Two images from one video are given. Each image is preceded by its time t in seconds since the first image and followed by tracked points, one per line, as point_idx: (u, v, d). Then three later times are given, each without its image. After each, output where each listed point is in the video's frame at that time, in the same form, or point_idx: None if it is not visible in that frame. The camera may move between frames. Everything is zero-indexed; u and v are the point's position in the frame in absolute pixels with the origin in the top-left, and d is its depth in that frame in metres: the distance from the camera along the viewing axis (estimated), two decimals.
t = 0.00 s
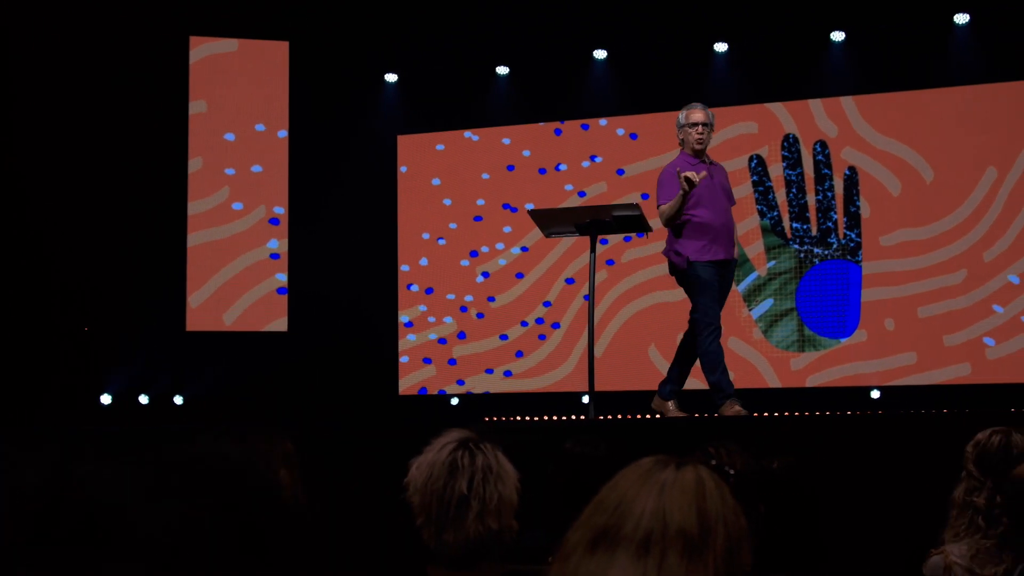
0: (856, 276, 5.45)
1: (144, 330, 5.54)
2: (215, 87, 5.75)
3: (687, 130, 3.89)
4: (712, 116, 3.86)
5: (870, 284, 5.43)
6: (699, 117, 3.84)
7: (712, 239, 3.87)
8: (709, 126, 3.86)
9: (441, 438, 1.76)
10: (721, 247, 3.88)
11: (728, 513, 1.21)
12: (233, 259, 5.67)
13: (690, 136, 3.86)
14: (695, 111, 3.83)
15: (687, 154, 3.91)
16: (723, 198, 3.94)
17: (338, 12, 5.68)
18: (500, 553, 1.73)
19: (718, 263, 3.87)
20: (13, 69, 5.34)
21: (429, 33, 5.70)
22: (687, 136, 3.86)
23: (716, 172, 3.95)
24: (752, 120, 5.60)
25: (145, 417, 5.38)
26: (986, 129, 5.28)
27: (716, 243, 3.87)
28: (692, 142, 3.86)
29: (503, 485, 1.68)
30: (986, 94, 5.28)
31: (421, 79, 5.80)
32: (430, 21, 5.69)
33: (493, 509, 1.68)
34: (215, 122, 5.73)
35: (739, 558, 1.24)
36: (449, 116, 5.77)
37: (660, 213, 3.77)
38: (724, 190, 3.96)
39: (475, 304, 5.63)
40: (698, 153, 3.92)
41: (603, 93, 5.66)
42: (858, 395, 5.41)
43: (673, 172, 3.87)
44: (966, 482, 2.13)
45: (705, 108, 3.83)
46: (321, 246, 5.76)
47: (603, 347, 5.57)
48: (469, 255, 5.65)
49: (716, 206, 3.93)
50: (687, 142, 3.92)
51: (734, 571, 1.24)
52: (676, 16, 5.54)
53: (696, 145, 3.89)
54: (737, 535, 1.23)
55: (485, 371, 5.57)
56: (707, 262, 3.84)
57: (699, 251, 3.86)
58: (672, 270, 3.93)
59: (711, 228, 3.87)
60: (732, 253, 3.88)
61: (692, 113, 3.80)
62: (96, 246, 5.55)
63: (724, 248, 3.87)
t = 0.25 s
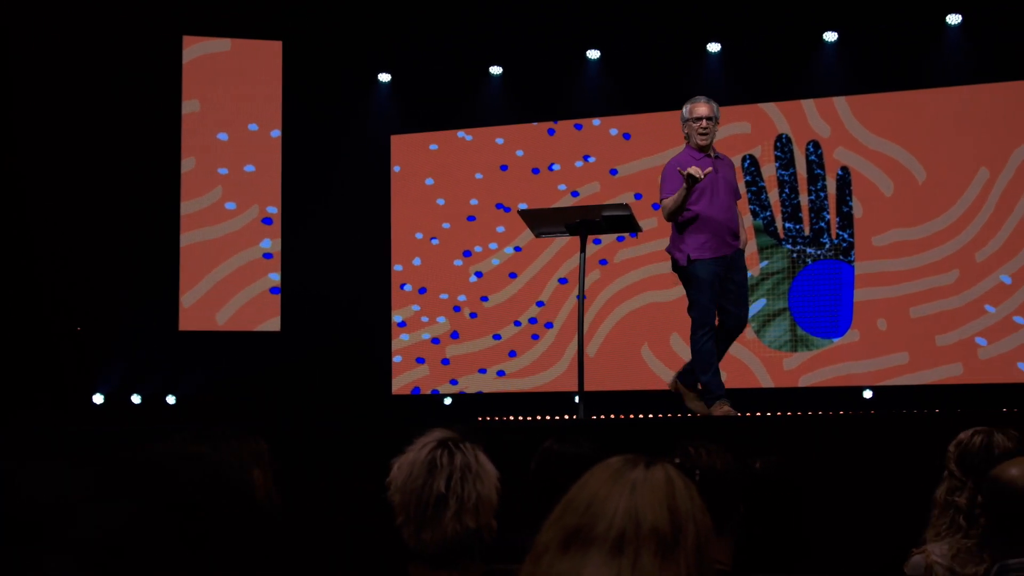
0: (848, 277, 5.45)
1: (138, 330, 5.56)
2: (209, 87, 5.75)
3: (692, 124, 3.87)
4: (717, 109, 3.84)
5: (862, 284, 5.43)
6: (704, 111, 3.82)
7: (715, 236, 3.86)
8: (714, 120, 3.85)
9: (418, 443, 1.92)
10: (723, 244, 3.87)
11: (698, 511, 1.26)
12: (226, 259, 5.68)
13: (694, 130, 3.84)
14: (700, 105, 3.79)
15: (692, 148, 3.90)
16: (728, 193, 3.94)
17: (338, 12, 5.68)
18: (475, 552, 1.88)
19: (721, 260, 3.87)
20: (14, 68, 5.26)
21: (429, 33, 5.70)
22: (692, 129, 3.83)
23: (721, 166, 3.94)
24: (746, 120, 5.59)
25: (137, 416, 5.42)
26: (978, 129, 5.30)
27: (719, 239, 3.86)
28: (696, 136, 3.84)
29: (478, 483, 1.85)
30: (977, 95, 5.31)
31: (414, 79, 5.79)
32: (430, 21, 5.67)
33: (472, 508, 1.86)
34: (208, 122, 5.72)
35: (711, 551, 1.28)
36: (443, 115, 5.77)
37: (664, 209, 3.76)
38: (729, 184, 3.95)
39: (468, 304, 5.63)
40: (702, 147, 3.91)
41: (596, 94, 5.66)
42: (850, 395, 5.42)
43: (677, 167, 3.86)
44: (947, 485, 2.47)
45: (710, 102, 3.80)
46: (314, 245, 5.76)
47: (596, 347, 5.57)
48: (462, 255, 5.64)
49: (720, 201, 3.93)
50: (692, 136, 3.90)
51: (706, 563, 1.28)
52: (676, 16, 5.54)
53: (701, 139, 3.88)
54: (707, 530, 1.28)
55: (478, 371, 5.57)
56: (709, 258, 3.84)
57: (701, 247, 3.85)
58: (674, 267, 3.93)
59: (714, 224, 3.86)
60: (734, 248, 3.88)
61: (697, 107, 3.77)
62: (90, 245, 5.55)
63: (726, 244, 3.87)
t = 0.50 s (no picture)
0: (838, 277, 5.47)
1: (127, 331, 5.55)
2: (198, 86, 5.73)
3: (694, 121, 3.90)
4: (720, 108, 3.86)
5: (853, 284, 5.45)
6: (706, 109, 3.84)
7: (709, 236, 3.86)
8: (717, 118, 3.87)
9: (397, 443, 1.94)
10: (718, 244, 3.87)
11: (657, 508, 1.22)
12: (216, 259, 5.66)
13: (696, 128, 3.88)
14: (702, 102, 3.82)
15: (693, 146, 3.94)
16: (727, 193, 3.95)
17: (339, 12, 5.68)
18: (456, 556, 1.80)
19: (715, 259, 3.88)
20: (14, 69, 5.39)
21: (429, 33, 5.70)
22: (693, 127, 3.87)
23: (723, 165, 3.96)
24: (735, 121, 5.62)
25: (128, 416, 5.42)
26: (967, 130, 5.31)
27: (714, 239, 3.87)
28: (698, 133, 3.87)
29: (456, 482, 1.86)
30: (966, 96, 5.32)
31: (406, 80, 5.80)
32: (430, 20, 5.68)
33: (447, 507, 1.82)
34: (198, 122, 5.71)
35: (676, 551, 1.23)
36: (434, 115, 5.77)
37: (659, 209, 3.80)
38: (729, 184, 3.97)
39: (459, 304, 5.63)
40: (704, 145, 3.94)
41: (587, 94, 5.66)
42: (840, 395, 5.45)
43: (677, 165, 3.89)
44: (925, 486, 2.43)
45: (713, 100, 3.81)
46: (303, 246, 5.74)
47: (587, 347, 5.58)
48: (453, 255, 5.64)
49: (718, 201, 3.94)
50: (694, 134, 3.93)
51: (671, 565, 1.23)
52: (676, 16, 5.54)
53: (703, 138, 3.90)
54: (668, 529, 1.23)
55: (469, 371, 5.57)
56: (703, 257, 3.86)
57: (696, 247, 3.87)
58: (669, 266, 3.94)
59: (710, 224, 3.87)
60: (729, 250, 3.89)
61: (698, 105, 3.80)
62: (80, 246, 5.56)
63: (721, 244, 3.88)
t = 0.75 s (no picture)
0: (824, 278, 5.50)
1: (114, 331, 5.54)
2: (185, 87, 5.71)
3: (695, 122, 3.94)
4: (720, 109, 3.89)
5: (838, 285, 5.48)
6: (707, 110, 3.88)
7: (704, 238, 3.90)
8: (717, 119, 3.90)
9: (372, 445, 1.94)
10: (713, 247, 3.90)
11: (612, 505, 1.34)
12: (202, 259, 5.64)
13: (696, 128, 3.92)
14: (703, 103, 3.86)
15: (693, 147, 3.98)
16: (727, 195, 3.98)
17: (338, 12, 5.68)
18: (433, 556, 1.81)
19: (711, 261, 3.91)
20: (14, 69, 5.31)
21: (428, 33, 5.71)
22: (694, 128, 3.91)
23: (723, 167, 4.00)
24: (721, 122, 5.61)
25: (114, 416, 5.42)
26: (951, 132, 5.35)
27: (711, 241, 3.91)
28: (698, 135, 3.91)
29: (430, 484, 1.86)
30: (951, 98, 5.36)
31: (392, 81, 5.77)
32: (430, 21, 5.68)
33: (421, 507, 1.83)
34: (185, 122, 5.68)
35: (628, 547, 1.36)
36: (421, 115, 5.76)
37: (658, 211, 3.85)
38: (729, 185, 4.00)
39: (446, 304, 5.63)
40: (705, 146, 3.98)
41: (574, 95, 5.66)
42: (826, 395, 5.47)
43: (677, 166, 3.93)
44: (900, 485, 2.46)
45: (713, 101, 3.85)
46: (289, 246, 5.71)
47: (573, 347, 5.59)
48: (440, 255, 5.64)
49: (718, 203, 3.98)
50: (694, 135, 3.97)
51: (623, 559, 1.36)
52: (677, 16, 5.55)
53: (704, 139, 3.94)
54: (622, 526, 1.36)
55: (455, 371, 5.56)
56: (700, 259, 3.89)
57: (692, 248, 3.90)
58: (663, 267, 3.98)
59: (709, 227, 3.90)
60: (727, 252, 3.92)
61: (699, 106, 3.84)
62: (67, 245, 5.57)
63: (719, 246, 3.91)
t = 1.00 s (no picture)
0: (807, 279, 5.53)
1: (95, 332, 5.50)
2: (168, 87, 5.68)
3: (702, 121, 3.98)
4: (728, 109, 3.94)
5: (821, 286, 5.50)
6: (714, 109, 3.92)
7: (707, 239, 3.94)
8: (725, 119, 3.94)
9: (347, 444, 2.04)
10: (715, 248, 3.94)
11: (568, 505, 1.46)
12: (185, 259, 5.62)
13: (703, 128, 3.96)
14: (710, 103, 3.90)
15: (700, 146, 4.03)
16: (730, 194, 4.03)
17: (339, 12, 5.65)
18: (402, 552, 1.96)
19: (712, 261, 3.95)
20: (14, 69, 5.46)
21: (429, 33, 5.69)
22: (701, 127, 3.96)
23: (728, 167, 4.04)
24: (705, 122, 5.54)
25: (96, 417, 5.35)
26: (933, 133, 5.38)
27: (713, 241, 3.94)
28: (705, 133, 3.96)
29: (403, 482, 1.97)
30: (932, 99, 5.39)
31: (375, 81, 5.76)
32: (431, 21, 5.66)
33: (394, 507, 1.95)
34: (168, 122, 5.66)
35: (584, 542, 1.47)
36: (404, 115, 5.75)
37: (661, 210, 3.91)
38: (734, 185, 4.04)
39: (430, 305, 5.62)
40: (712, 146, 4.02)
41: (558, 95, 5.67)
42: (808, 395, 5.51)
43: (682, 165, 3.98)
44: (874, 485, 2.47)
45: (721, 101, 3.89)
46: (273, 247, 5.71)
47: (557, 347, 5.60)
48: (424, 256, 5.64)
49: (722, 203, 4.02)
50: (700, 134, 4.02)
51: (583, 556, 1.46)
52: (676, 16, 5.57)
53: (710, 138, 3.99)
54: (580, 523, 1.47)
55: (440, 371, 5.56)
56: (700, 259, 3.93)
57: (693, 248, 3.94)
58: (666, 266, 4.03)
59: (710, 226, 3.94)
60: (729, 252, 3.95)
61: (705, 106, 3.88)
62: (49, 246, 5.54)
63: (721, 246, 3.95)
